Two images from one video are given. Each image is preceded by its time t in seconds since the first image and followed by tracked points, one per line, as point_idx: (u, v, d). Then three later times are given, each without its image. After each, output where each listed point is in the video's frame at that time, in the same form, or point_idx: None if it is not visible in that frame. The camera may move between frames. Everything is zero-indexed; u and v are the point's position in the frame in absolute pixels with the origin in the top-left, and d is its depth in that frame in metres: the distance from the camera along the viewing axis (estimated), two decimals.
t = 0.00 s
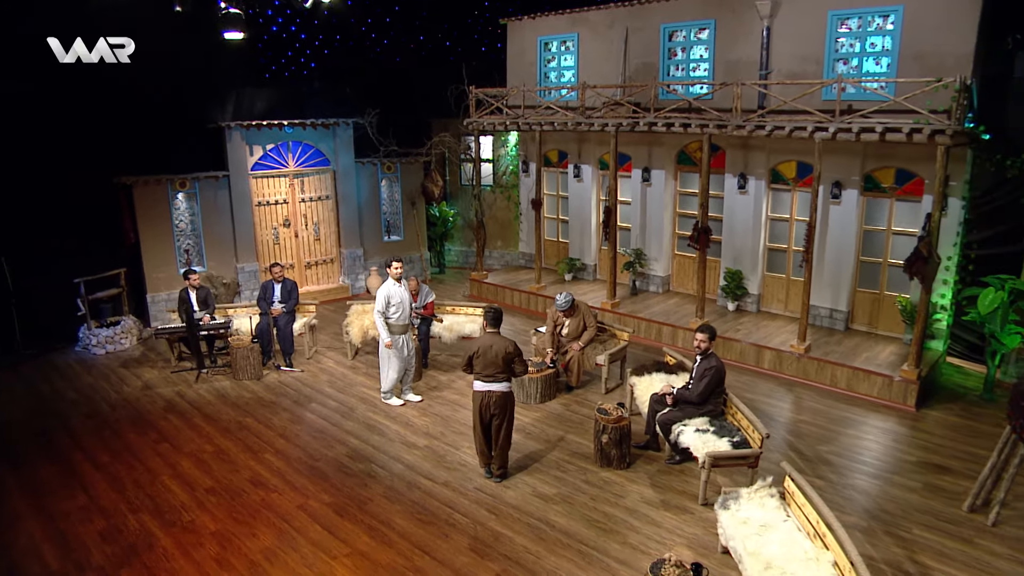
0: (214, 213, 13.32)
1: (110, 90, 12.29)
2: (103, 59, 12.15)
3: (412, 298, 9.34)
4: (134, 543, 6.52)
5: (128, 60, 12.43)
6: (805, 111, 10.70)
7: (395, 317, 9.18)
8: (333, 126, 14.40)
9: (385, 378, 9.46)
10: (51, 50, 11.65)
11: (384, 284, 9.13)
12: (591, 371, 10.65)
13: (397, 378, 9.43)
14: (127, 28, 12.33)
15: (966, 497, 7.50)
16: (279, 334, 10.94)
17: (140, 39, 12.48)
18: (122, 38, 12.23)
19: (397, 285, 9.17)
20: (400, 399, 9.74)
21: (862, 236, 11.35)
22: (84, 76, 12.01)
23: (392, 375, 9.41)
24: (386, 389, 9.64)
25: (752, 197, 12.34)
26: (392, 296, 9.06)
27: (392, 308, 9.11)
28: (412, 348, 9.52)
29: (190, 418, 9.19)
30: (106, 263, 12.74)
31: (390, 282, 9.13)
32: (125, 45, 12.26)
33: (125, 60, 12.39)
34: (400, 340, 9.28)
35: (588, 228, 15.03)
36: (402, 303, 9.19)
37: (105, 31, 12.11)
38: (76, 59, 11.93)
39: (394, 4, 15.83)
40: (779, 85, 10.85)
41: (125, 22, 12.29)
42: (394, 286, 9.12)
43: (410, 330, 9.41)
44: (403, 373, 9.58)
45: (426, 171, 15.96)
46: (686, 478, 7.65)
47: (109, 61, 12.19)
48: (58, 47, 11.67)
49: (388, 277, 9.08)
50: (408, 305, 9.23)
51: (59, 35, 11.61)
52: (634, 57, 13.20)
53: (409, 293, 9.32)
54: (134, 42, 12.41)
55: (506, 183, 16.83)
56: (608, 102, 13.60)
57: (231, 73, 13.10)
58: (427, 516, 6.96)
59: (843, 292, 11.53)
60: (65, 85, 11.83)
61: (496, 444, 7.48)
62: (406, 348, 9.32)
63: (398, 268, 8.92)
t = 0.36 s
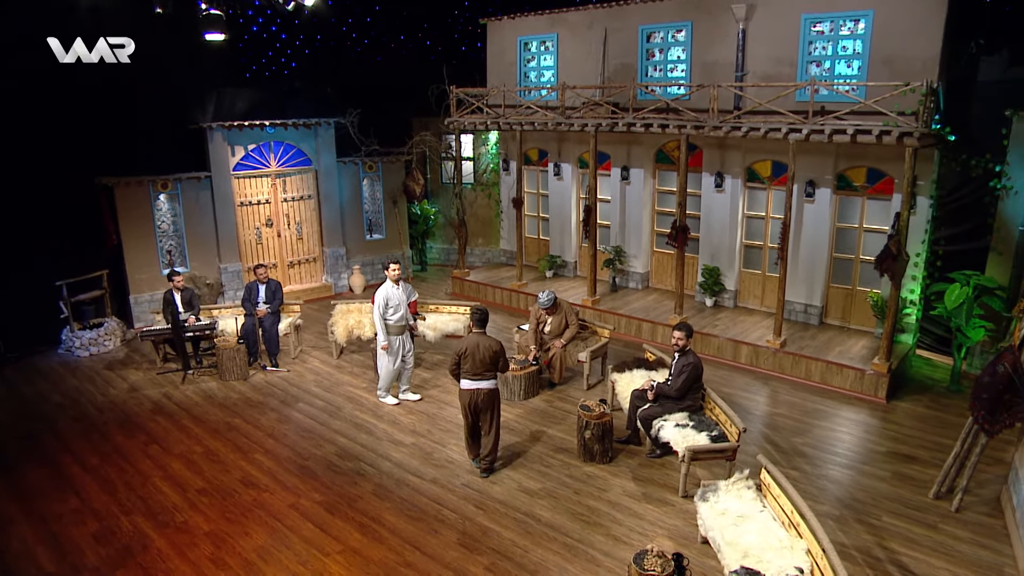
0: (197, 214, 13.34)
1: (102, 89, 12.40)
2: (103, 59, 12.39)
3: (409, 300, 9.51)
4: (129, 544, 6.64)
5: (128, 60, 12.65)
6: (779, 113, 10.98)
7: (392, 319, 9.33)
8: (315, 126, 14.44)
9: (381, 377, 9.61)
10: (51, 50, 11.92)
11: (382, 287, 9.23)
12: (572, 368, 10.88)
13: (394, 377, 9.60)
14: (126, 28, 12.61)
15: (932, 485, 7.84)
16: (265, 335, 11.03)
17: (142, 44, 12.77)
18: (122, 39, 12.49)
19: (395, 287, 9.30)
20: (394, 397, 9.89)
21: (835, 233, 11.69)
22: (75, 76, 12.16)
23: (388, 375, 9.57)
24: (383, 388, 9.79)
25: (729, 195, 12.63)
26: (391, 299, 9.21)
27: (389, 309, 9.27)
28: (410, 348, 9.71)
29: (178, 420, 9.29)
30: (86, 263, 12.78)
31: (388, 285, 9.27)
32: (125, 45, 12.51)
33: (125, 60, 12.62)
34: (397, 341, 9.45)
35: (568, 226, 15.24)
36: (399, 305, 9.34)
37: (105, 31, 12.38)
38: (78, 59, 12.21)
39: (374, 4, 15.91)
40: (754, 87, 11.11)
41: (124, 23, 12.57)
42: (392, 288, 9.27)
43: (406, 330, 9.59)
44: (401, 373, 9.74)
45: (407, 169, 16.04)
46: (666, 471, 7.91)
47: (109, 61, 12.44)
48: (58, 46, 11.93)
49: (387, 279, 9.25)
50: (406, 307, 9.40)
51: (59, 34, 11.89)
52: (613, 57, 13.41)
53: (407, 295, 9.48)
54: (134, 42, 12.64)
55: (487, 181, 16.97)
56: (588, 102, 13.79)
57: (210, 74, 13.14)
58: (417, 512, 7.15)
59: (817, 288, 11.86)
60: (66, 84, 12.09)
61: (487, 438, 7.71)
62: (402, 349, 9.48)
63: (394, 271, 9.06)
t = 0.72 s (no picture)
0: (187, 217, 13.35)
1: (100, 89, 12.52)
2: (103, 58, 12.48)
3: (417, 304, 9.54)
4: (126, 549, 6.70)
5: (128, 60, 12.78)
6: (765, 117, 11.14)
7: (398, 322, 9.37)
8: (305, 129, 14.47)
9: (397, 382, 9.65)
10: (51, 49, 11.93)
11: (388, 290, 9.32)
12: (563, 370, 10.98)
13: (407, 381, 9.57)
14: (125, 28, 12.70)
15: (915, 482, 8.01)
16: (257, 339, 11.05)
17: (139, 44, 12.88)
18: (122, 39, 12.61)
19: (401, 290, 9.36)
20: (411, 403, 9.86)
21: (821, 235, 11.87)
22: (75, 76, 12.23)
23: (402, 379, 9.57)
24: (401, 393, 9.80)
25: (717, 197, 12.78)
26: (395, 302, 9.26)
27: (394, 312, 9.32)
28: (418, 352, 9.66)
29: (172, 424, 9.32)
30: (77, 266, 12.72)
31: (394, 288, 9.33)
32: (126, 45, 12.64)
33: (126, 60, 12.75)
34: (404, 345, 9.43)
35: (558, 228, 15.34)
36: (406, 308, 9.37)
37: (105, 32, 12.47)
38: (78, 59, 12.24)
39: (363, 7, 15.97)
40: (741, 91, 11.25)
41: (123, 23, 12.66)
42: (398, 291, 9.33)
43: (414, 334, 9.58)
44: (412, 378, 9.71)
45: (397, 172, 16.08)
46: (656, 471, 8.03)
47: (109, 61, 12.54)
48: (59, 46, 11.96)
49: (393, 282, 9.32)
50: (413, 310, 9.43)
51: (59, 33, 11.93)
52: (602, 61, 13.53)
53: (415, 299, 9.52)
54: (134, 43, 12.78)
55: (476, 183, 17.04)
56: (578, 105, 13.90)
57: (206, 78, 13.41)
58: (411, 514, 7.23)
59: (804, 289, 12.03)
60: (67, 84, 12.15)
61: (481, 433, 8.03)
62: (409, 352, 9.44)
63: (400, 275, 9.14)
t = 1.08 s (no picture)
0: (185, 218, 13.34)
1: (99, 90, 12.54)
2: (103, 59, 12.51)
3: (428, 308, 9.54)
4: (125, 550, 6.71)
5: (128, 61, 12.79)
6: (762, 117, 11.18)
7: (408, 325, 9.37)
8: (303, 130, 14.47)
9: (406, 382, 9.65)
10: (51, 50, 11.97)
11: (398, 294, 9.31)
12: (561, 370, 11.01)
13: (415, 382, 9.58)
14: (125, 28, 12.72)
15: (912, 481, 8.06)
16: (255, 340, 11.05)
17: (139, 44, 12.88)
18: (122, 39, 12.63)
19: (412, 295, 9.34)
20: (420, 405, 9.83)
21: (818, 235, 11.91)
22: (74, 77, 12.25)
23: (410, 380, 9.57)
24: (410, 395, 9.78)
25: (714, 198, 12.82)
26: (406, 306, 9.25)
27: (405, 316, 9.31)
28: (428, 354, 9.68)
29: (170, 425, 9.33)
30: (75, 267, 12.75)
31: (405, 291, 9.32)
32: (125, 45, 12.65)
33: (126, 61, 12.77)
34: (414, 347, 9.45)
35: (555, 228, 15.36)
36: (416, 312, 9.37)
37: (105, 32, 12.50)
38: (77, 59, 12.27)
39: (361, 8, 15.99)
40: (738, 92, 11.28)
41: (123, 24, 12.67)
42: (409, 295, 9.32)
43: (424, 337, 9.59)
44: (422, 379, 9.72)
45: (395, 173, 16.10)
46: (654, 472, 8.06)
47: (110, 61, 12.56)
48: (59, 47, 12.00)
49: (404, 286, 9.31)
50: (423, 314, 9.43)
51: (59, 33, 11.95)
52: (599, 62, 13.56)
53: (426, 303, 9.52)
54: (134, 43, 12.80)
55: (474, 183, 17.03)
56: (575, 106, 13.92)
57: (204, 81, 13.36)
58: (411, 514, 7.26)
59: (801, 290, 12.07)
60: (66, 85, 12.17)
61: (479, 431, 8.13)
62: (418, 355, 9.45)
63: (411, 280, 9.06)
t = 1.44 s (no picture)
0: (186, 215, 13.31)
1: (101, 90, 12.50)
2: (103, 59, 12.49)
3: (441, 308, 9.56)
4: (121, 546, 6.68)
5: (128, 61, 12.78)
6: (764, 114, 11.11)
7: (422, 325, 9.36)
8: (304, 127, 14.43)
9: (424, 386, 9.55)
10: (51, 50, 12.01)
11: (411, 294, 9.33)
12: (562, 368, 10.95)
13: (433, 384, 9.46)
14: (125, 29, 12.76)
15: (915, 480, 7.99)
16: (255, 337, 11.00)
17: (139, 44, 12.90)
18: (122, 39, 12.63)
19: (425, 295, 9.36)
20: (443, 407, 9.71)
21: (821, 233, 11.84)
22: (74, 76, 12.25)
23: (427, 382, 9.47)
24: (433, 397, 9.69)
25: (716, 195, 12.75)
26: (420, 306, 9.25)
27: (418, 316, 9.31)
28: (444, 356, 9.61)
29: (169, 422, 9.31)
30: (75, 265, 12.74)
31: (417, 292, 9.34)
32: (125, 45, 12.64)
33: (126, 61, 12.76)
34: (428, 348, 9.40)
35: (557, 226, 15.31)
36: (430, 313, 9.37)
37: (105, 32, 12.53)
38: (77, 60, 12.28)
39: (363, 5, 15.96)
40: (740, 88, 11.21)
41: (123, 25, 12.72)
42: (422, 295, 9.34)
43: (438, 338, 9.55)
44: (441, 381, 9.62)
45: (397, 170, 16.07)
46: (655, 469, 8.01)
47: (109, 61, 12.53)
48: (58, 47, 12.02)
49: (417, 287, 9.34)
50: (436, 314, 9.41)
51: (58, 33, 12.00)
52: (601, 59, 13.50)
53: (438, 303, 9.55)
54: (134, 43, 12.81)
55: (476, 181, 16.94)
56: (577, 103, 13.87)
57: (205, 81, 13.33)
58: (409, 511, 7.22)
59: (803, 288, 12.00)
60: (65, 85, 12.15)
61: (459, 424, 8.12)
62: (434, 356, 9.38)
63: (425, 279, 9.09)
